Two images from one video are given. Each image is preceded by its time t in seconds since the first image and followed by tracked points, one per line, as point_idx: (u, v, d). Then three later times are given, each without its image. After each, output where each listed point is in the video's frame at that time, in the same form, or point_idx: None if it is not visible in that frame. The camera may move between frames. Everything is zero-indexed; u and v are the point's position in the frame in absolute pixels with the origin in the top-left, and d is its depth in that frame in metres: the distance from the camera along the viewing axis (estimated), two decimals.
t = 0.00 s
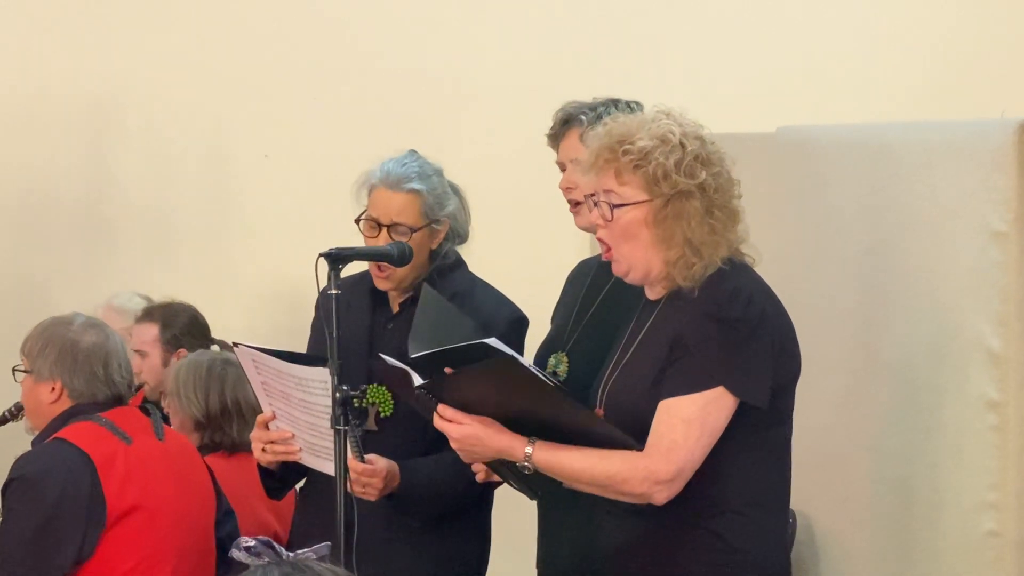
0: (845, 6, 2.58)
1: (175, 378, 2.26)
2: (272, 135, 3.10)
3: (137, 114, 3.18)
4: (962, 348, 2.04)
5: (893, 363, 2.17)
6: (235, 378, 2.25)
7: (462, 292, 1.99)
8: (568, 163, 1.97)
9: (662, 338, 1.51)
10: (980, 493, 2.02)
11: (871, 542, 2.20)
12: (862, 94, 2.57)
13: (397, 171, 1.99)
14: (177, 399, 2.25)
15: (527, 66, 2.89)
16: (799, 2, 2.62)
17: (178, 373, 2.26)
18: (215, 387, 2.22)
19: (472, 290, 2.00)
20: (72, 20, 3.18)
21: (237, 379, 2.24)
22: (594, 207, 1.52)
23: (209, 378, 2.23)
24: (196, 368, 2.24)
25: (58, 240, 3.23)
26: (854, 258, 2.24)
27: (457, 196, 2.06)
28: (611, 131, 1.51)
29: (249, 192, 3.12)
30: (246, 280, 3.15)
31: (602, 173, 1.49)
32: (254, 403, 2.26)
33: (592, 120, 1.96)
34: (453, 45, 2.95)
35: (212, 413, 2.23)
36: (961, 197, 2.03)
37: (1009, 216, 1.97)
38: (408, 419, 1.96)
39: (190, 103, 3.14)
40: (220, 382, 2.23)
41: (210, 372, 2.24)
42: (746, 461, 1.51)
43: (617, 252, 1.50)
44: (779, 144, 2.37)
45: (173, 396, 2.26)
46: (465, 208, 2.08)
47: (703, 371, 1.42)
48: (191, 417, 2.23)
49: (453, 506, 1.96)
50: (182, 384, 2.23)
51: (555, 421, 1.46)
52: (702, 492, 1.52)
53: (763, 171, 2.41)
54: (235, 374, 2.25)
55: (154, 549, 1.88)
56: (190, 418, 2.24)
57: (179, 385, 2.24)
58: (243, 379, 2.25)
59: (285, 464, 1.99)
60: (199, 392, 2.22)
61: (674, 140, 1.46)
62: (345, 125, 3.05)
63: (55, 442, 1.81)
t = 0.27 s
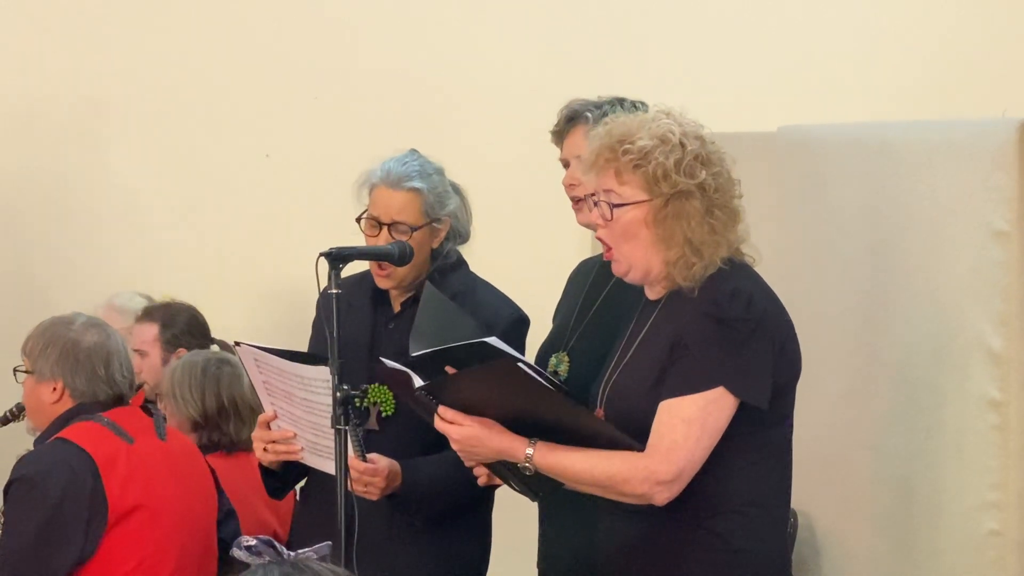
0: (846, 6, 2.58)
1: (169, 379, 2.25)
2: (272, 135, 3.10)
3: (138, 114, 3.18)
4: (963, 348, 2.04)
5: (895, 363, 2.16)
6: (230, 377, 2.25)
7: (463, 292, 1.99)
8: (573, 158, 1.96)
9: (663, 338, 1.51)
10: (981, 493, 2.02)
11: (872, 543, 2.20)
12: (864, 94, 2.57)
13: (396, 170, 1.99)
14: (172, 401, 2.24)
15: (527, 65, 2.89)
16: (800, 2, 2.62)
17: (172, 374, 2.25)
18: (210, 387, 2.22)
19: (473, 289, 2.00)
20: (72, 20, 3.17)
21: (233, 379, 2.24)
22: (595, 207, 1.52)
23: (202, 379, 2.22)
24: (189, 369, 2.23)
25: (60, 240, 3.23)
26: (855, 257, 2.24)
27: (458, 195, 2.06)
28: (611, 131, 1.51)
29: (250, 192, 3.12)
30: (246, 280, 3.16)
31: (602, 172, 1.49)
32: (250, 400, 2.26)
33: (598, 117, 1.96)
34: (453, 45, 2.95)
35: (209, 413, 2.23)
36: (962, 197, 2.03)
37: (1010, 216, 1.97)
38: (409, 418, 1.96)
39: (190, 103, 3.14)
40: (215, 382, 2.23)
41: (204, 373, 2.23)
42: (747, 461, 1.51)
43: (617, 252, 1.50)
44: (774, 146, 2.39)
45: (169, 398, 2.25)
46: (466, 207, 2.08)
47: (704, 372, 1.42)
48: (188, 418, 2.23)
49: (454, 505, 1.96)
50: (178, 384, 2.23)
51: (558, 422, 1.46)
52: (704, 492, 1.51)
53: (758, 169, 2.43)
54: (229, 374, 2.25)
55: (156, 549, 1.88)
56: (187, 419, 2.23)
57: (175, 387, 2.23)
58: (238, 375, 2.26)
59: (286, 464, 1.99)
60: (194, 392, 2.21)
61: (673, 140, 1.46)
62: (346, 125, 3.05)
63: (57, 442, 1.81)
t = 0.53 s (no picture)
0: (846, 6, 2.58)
1: (172, 379, 2.26)
2: (273, 135, 3.10)
3: (139, 114, 3.18)
4: (964, 347, 2.04)
5: (894, 362, 2.17)
6: (235, 377, 2.27)
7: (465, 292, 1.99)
8: (573, 156, 1.96)
9: (663, 336, 1.51)
10: (982, 493, 2.03)
11: (873, 542, 2.20)
12: (864, 94, 2.57)
13: (396, 166, 1.99)
14: (175, 398, 2.25)
15: (527, 66, 2.90)
16: (800, 2, 2.62)
17: (176, 373, 2.26)
18: (215, 387, 2.23)
19: (474, 289, 2.00)
20: (75, 21, 3.19)
21: (237, 377, 2.26)
22: (593, 207, 1.52)
23: (207, 377, 2.24)
24: (194, 366, 2.25)
25: (62, 241, 3.24)
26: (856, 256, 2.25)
27: (458, 193, 2.07)
28: (609, 130, 1.51)
29: (251, 192, 3.13)
30: (247, 280, 3.16)
31: (601, 171, 1.49)
32: (253, 400, 2.27)
33: (601, 115, 1.96)
34: (454, 46, 2.96)
35: (212, 411, 2.23)
36: (963, 196, 2.04)
37: (1011, 215, 1.98)
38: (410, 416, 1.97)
39: (191, 103, 3.15)
40: (219, 381, 2.25)
41: (208, 373, 2.25)
42: (746, 459, 1.51)
43: (615, 251, 1.50)
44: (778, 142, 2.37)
45: (172, 396, 2.26)
46: (467, 206, 2.09)
47: (703, 370, 1.42)
48: (191, 415, 2.23)
49: (454, 505, 1.96)
50: (181, 383, 2.24)
51: (557, 423, 1.46)
52: (704, 491, 1.52)
53: (764, 166, 2.40)
54: (234, 374, 2.28)
55: (159, 548, 1.89)
56: (190, 416, 2.23)
57: (178, 385, 2.24)
58: (243, 375, 2.28)
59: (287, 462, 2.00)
60: (199, 390, 2.22)
61: (672, 139, 1.47)
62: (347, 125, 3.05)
63: (59, 442, 1.82)
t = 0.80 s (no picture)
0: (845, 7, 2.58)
1: (173, 381, 2.26)
2: (275, 136, 3.11)
3: (141, 116, 3.19)
4: (965, 348, 2.03)
5: (895, 363, 2.17)
6: (235, 379, 2.27)
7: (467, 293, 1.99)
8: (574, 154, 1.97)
9: (663, 339, 1.52)
10: (984, 494, 2.01)
11: (876, 542, 2.20)
12: (864, 95, 2.57)
13: (400, 167, 2.01)
14: (176, 401, 2.25)
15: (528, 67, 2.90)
16: (800, 3, 2.62)
17: (177, 375, 2.26)
18: (215, 389, 2.24)
19: (477, 291, 2.00)
20: (75, 22, 3.19)
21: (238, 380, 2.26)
22: (591, 211, 1.53)
23: (207, 380, 2.24)
24: (195, 368, 2.25)
25: (64, 242, 3.25)
26: (858, 257, 2.25)
27: (461, 196, 2.07)
28: (607, 134, 1.52)
29: (253, 193, 3.14)
30: (250, 280, 3.17)
31: (599, 176, 1.49)
32: (253, 402, 2.29)
33: (605, 114, 1.97)
34: (454, 47, 2.96)
35: (213, 414, 2.24)
36: (964, 197, 2.02)
37: (1012, 216, 1.96)
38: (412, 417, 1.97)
39: (193, 105, 3.15)
40: (220, 383, 2.25)
41: (209, 374, 2.25)
42: (746, 461, 1.51)
43: (615, 255, 1.50)
44: (777, 147, 2.41)
45: (173, 398, 2.26)
46: (470, 212, 2.09)
47: (703, 374, 1.43)
48: (192, 418, 2.24)
49: (455, 505, 1.97)
50: (182, 385, 2.24)
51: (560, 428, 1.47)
52: (703, 492, 1.52)
53: (760, 169, 2.46)
54: (234, 375, 2.27)
55: (162, 549, 1.90)
56: (191, 419, 2.24)
57: (179, 388, 2.25)
58: (243, 378, 2.28)
59: (288, 463, 2.00)
60: (199, 392, 2.23)
61: (669, 142, 1.47)
62: (349, 127, 3.06)
63: (62, 443, 1.83)
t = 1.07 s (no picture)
0: (845, 8, 2.59)
1: (172, 383, 2.26)
2: (275, 137, 3.11)
3: (142, 117, 3.19)
4: (966, 349, 2.02)
5: (896, 364, 2.17)
6: (234, 380, 2.27)
7: (467, 293, 2.00)
8: (574, 162, 1.95)
9: (663, 344, 1.52)
10: (984, 495, 2.01)
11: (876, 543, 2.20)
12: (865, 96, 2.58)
13: (400, 167, 2.02)
14: (176, 403, 2.26)
15: (528, 68, 2.90)
16: (800, 4, 2.63)
17: (176, 377, 2.26)
18: (214, 390, 2.24)
19: (477, 292, 2.01)
20: (75, 22, 3.19)
21: (237, 381, 2.26)
22: (592, 217, 1.53)
23: (207, 381, 2.24)
24: (193, 371, 2.24)
25: (65, 243, 3.25)
26: (858, 258, 2.25)
27: (462, 198, 2.07)
28: (606, 140, 1.52)
29: (253, 194, 3.14)
30: (250, 281, 3.17)
31: (600, 181, 1.50)
32: (253, 404, 2.29)
33: (599, 122, 1.97)
34: (455, 48, 2.96)
35: (213, 416, 2.24)
36: (965, 197, 2.02)
37: (1013, 217, 1.95)
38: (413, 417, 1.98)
39: (194, 106, 3.16)
40: (219, 385, 2.25)
41: (208, 375, 2.24)
42: (748, 462, 1.52)
43: (618, 260, 1.51)
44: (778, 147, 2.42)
45: (173, 399, 2.26)
46: (471, 214, 2.09)
47: (705, 378, 1.43)
48: (192, 420, 2.24)
49: (456, 505, 1.97)
50: (181, 388, 2.24)
51: (562, 438, 1.47)
52: (705, 493, 1.52)
53: (761, 170, 2.47)
54: (234, 377, 2.27)
55: (164, 550, 1.90)
56: (190, 421, 2.25)
57: (178, 390, 2.25)
58: (242, 379, 2.27)
59: (290, 464, 2.01)
60: (199, 394, 2.23)
61: (670, 145, 1.47)
62: (349, 128, 3.06)
63: (64, 445, 1.83)
